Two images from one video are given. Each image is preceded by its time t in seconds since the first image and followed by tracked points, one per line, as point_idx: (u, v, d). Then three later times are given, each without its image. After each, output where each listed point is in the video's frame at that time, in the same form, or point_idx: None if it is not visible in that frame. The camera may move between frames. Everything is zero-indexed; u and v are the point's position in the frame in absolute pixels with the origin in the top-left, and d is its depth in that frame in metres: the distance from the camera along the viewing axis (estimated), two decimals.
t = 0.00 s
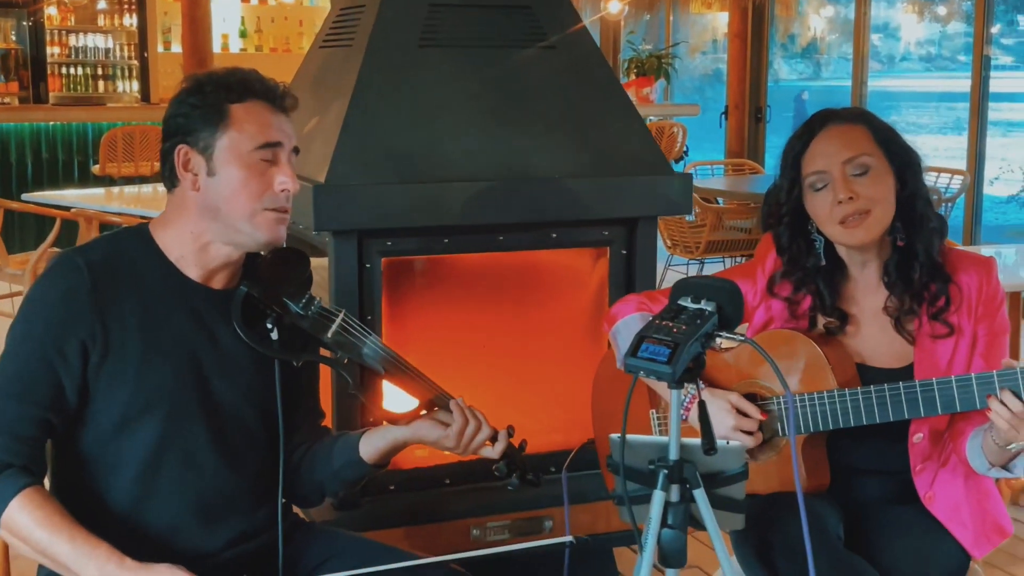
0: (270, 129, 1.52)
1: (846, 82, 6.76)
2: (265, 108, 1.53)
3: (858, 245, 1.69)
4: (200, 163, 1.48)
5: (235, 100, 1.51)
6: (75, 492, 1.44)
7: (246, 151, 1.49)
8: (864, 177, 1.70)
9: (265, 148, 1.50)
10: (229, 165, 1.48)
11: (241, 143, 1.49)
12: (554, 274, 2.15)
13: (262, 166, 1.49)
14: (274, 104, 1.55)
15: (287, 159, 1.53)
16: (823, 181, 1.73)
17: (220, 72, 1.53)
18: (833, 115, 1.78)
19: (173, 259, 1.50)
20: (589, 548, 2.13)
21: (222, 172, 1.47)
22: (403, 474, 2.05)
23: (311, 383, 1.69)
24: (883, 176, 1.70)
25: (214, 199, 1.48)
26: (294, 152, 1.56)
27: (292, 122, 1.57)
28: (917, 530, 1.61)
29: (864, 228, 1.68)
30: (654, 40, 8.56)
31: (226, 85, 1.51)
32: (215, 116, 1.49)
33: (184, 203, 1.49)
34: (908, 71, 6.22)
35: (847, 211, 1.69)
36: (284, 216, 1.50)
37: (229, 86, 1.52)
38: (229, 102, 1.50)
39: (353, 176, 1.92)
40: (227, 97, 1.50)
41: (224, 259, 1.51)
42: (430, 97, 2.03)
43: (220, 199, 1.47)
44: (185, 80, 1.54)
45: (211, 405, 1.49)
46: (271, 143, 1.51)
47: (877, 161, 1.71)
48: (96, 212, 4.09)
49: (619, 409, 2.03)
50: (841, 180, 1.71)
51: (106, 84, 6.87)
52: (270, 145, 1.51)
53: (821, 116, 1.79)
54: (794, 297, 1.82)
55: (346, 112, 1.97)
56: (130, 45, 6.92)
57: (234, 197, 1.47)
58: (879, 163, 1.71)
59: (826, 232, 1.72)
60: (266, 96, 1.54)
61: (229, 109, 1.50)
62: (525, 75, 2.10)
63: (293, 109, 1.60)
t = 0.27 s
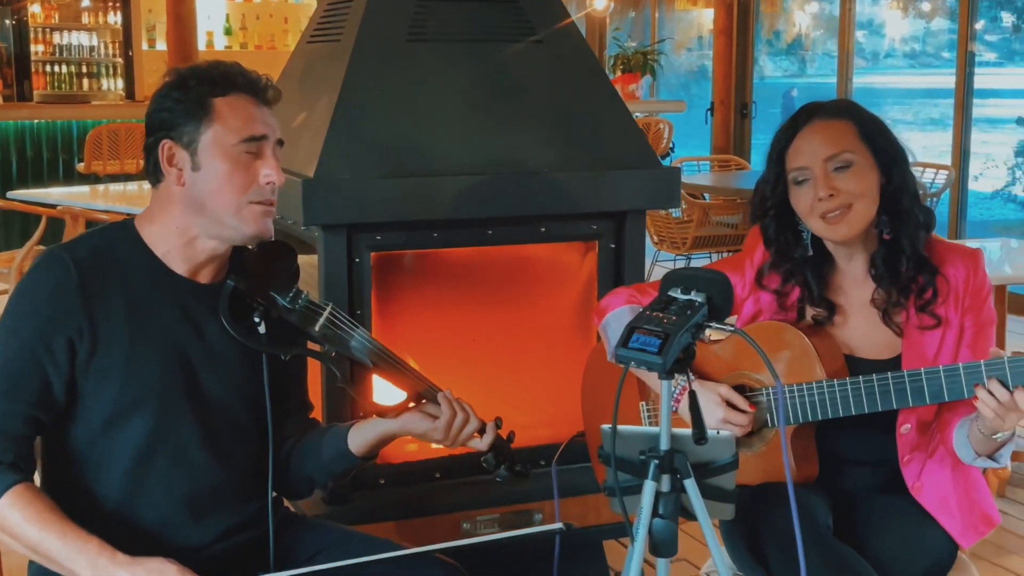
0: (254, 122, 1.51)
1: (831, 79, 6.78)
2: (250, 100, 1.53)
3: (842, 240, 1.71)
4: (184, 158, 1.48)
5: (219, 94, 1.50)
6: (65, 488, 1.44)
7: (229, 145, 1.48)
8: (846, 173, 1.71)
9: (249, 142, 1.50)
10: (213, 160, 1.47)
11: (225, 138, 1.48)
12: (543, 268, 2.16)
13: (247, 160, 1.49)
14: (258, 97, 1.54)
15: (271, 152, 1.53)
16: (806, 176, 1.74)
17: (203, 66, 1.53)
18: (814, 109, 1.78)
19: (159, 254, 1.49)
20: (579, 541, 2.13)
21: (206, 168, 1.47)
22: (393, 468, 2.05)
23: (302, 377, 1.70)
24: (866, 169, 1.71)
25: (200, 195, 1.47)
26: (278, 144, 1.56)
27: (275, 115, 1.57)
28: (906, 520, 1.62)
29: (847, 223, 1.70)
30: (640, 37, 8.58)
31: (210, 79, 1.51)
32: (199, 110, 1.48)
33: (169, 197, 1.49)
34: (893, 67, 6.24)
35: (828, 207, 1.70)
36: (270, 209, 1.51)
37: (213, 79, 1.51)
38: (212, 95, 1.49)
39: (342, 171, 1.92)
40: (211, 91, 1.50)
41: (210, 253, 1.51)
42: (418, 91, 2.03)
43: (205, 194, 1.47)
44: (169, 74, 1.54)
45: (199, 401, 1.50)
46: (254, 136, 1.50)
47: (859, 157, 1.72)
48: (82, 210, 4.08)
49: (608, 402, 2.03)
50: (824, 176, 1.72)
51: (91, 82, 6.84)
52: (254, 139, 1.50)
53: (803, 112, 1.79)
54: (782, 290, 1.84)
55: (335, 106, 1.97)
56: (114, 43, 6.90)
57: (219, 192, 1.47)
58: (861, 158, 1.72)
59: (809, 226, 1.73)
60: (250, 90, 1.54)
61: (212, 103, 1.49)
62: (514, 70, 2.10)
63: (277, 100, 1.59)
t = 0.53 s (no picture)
0: (233, 113, 1.51)
1: (815, 76, 6.80)
2: (228, 91, 1.52)
3: (824, 235, 1.73)
4: (164, 150, 1.48)
5: (195, 85, 1.50)
6: (52, 484, 1.43)
7: (208, 137, 1.48)
8: (825, 170, 1.71)
9: (229, 133, 1.50)
10: (193, 151, 1.47)
11: (205, 130, 1.48)
12: (531, 261, 2.16)
13: (226, 152, 1.49)
14: (236, 88, 1.54)
15: (250, 141, 1.53)
16: (786, 172, 1.75)
17: (181, 58, 1.52)
18: (799, 102, 1.78)
19: (140, 247, 1.49)
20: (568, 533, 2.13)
21: (186, 160, 1.47)
22: (382, 462, 2.05)
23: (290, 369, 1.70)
24: (846, 162, 1.71)
25: (180, 187, 1.47)
26: (257, 133, 1.56)
27: (253, 104, 1.57)
28: (894, 508, 1.63)
29: (824, 219, 1.71)
30: (626, 35, 8.58)
31: (187, 70, 1.51)
32: (177, 102, 1.48)
33: (149, 189, 1.49)
34: (877, 64, 6.26)
35: (806, 203, 1.71)
36: (251, 199, 1.50)
37: (190, 71, 1.51)
38: (190, 87, 1.49)
39: (329, 165, 1.92)
40: (189, 83, 1.49)
41: (191, 245, 1.51)
42: (405, 85, 2.03)
43: (186, 186, 1.47)
44: (146, 66, 1.53)
45: (187, 395, 1.49)
46: (232, 127, 1.50)
47: (839, 154, 1.71)
48: (67, 209, 4.07)
49: (596, 394, 2.03)
50: (801, 173, 1.72)
51: (74, 81, 6.81)
52: (232, 130, 1.50)
53: (786, 106, 1.79)
54: (769, 281, 1.84)
55: (322, 100, 1.97)
56: (97, 41, 6.87)
57: (200, 184, 1.47)
58: (842, 156, 1.71)
59: (790, 218, 1.74)
60: (229, 80, 1.54)
61: (190, 95, 1.49)
62: (500, 64, 2.10)
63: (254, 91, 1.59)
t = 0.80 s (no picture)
0: (214, 108, 1.50)
1: (802, 75, 6.82)
2: (209, 86, 1.52)
3: (807, 231, 1.73)
4: (145, 146, 1.47)
5: (178, 80, 1.49)
6: (37, 481, 1.43)
7: (190, 132, 1.48)
8: (809, 167, 1.71)
9: (211, 128, 1.50)
10: (175, 146, 1.47)
11: (186, 125, 1.48)
12: (519, 257, 2.16)
13: (208, 147, 1.48)
14: (217, 82, 1.53)
15: (232, 136, 1.53)
16: (772, 168, 1.74)
17: (162, 53, 1.52)
18: (785, 98, 1.77)
19: (123, 242, 1.48)
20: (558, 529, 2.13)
21: (167, 155, 1.46)
22: (371, 458, 2.05)
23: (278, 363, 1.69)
24: (829, 159, 1.71)
25: (163, 182, 1.46)
26: (239, 128, 1.55)
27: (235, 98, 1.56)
28: (883, 501, 1.63)
29: (809, 216, 1.72)
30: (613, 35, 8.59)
31: (168, 65, 1.50)
32: (158, 97, 1.47)
33: (131, 185, 1.48)
34: (863, 63, 6.28)
35: (790, 199, 1.72)
36: (234, 194, 1.50)
37: (171, 65, 1.50)
38: (171, 82, 1.48)
39: (317, 161, 1.92)
40: (171, 78, 1.49)
41: (174, 241, 1.50)
42: (393, 81, 2.03)
43: (168, 181, 1.46)
44: (127, 61, 1.52)
45: (175, 390, 1.49)
46: (213, 122, 1.50)
47: (824, 150, 1.71)
48: (54, 209, 4.05)
49: (585, 390, 2.03)
50: (787, 171, 1.72)
51: (60, 81, 6.79)
52: (213, 125, 1.50)
53: (771, 102, 1.78)
54: (757, 274, 1.84)
55: (309, 96, 1.96)
56: (83, 41, 6.85)
57: (182, 180, 1.46)
58: (825, 152, 1.71)
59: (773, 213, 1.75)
60: (211, 75, 1.53)
61: (171, 90, 1.48)
62: (488, 60, 2.10)
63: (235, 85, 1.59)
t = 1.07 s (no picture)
0: (203, 111, 1.50)
1: (792, 77, 6.83)
2: (198, 89, 1.51)
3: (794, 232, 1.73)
4: (133, 149, 1.46)
5: (166, 82, 1.48)
6: (25, 484, 1.42)
7: (178, 135, 1.47)
8: (796, 168, 1.71)
9: (200, 133, 1.49)
10: (163, 150, 1.46)
11: (175, 128, 1.47)
12: (510, 258, 2.16)
13: (196, 151, 1.48)
14: (204, 84, 1.53)
15: (221, 141, 1.52)
16: (760, 170, 1.74)
17: (149, 55, 1.51)
18: (770, 100, 1.77)
19: (110, 246, 1.48)
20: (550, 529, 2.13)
21: (156, 159, 1.46)
22: (363, 460, 2.05)
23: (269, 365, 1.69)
24: (816, 160, 1.70)
25: (151, 186, 1.46)
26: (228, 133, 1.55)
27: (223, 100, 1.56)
28: (875, 500, 1.63)
29: (795, 217, 1.72)
30: (604, 37, 8.60)
31: (155, 67, 1.49)
32: (145, 100, 1.46)
33: (119, 188, 1.47)
34: (853, 65, 6.29)
35: (778, 201, 1.71)
36: (222, 198, 1.50)
37: (157, 68, 1.49)
38: (159, 84, 1.48)
39: (307, 162, 1.91)
40: (158, 80, 1.48)
41: (161, 244, 1.50)
42: (382, 82, 2.02)
43: (156, 185, 1.46)
44: (114, 63, 1.52)
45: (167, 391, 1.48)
46: (203, 126, 1.49)
47: (811, 151, 1.71)
48: (44, 212, 4.05)
49: (577, 390, 2.03)
50: (773, 172, 1.71)
51: (50, 84, 6.78)
52: (203, 129, 1.49)
53: (758, 103, 1.78)
54: (748, 274, 1.84)
55: (299, 97, 1.96)
56: (72, 44, 6.83)
57: (170, 183, 1.46)
58: (813, 151, 1.71)
59: (762, 215, 1.75)
60: (198, 77, 1.52)
61: (159, 93, 1.47)
62: (478, 61, 2.10)
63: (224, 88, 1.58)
